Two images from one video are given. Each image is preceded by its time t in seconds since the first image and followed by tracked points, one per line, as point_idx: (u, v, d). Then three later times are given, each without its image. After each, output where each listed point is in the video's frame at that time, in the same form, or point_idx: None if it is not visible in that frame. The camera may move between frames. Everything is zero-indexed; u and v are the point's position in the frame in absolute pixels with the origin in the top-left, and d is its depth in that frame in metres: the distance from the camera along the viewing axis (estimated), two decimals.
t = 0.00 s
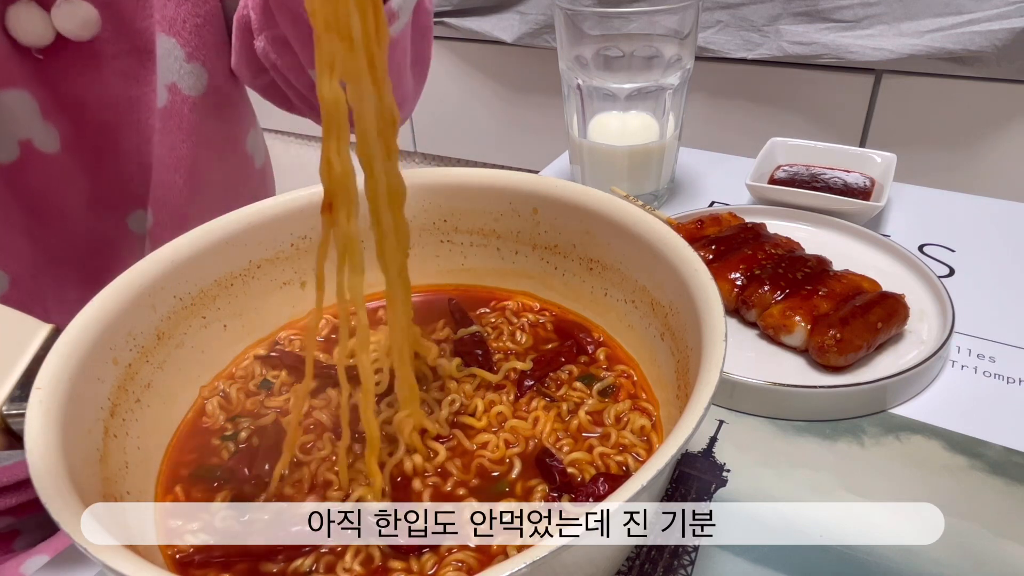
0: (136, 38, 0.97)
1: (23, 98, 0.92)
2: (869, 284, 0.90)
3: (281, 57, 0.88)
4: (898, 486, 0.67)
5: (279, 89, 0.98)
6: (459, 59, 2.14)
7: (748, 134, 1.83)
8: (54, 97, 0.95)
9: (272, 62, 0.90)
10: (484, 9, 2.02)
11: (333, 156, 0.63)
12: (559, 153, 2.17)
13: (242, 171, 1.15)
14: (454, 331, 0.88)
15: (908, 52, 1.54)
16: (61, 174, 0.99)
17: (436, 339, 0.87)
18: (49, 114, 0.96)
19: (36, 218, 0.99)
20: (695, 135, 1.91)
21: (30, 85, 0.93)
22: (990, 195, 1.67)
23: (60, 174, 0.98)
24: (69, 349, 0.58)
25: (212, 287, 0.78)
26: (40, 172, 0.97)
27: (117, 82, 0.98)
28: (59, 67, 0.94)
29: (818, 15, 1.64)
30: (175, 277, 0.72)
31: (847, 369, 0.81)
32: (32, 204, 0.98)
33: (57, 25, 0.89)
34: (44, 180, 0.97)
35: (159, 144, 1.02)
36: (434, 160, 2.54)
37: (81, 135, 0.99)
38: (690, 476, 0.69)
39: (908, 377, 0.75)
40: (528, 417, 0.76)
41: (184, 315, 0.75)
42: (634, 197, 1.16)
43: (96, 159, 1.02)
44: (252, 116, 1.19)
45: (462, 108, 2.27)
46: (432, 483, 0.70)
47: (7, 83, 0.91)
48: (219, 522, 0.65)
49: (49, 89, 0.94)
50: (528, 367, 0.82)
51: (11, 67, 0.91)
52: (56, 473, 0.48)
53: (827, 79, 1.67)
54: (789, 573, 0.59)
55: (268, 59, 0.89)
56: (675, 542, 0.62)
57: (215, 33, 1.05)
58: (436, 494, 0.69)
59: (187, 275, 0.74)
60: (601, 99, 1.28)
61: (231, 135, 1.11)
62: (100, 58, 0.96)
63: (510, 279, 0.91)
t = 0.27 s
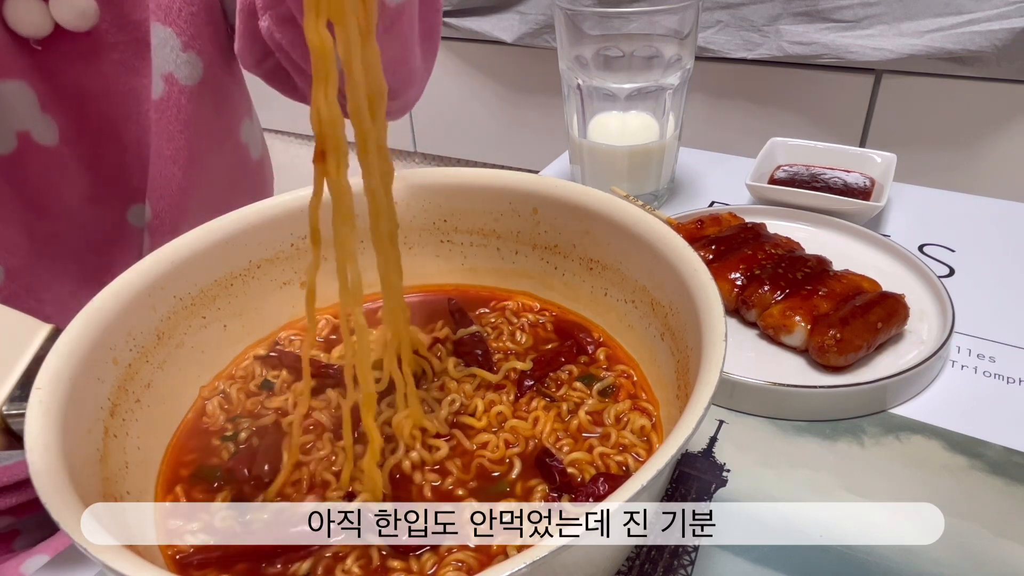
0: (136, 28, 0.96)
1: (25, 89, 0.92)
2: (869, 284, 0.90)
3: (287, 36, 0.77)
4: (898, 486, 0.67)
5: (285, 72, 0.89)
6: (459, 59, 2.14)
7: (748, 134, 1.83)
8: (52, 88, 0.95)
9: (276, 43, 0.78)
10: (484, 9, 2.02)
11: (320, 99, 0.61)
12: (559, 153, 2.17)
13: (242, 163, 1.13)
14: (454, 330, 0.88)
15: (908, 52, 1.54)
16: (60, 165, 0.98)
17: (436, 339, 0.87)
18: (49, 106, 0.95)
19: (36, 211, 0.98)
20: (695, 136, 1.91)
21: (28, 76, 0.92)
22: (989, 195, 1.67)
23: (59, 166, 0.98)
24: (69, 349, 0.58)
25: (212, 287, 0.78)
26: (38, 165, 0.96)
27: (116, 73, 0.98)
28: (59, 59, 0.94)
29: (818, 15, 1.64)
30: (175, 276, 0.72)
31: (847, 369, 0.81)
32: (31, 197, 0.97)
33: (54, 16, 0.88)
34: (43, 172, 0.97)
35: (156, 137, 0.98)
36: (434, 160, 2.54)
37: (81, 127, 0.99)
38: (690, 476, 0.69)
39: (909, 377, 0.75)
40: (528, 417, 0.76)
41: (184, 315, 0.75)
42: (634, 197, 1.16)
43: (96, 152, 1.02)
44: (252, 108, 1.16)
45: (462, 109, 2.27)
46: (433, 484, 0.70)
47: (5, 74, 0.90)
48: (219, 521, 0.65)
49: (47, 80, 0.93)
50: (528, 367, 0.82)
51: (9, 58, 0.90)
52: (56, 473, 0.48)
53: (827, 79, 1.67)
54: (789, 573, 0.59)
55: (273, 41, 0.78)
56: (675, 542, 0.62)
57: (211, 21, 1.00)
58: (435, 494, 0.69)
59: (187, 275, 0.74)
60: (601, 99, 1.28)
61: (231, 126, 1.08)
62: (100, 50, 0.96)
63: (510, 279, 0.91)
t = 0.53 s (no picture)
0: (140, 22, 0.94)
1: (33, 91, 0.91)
2: (869, 284, 0.90)
3: (295, 23, 0.78)
4: (898, 486, 0.67)
5: (294, 60, 0.88)
6: (459, 59, 2.14)
7: (748, 134, 1.83)
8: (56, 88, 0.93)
9: (284, 30, 0.79)
10: (484, 9, 2.02)
11: (315, 51, 0.62)
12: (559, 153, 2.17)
13: (240, 158, 1.12)
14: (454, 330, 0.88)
15: (908, 52, 1.54)
16: (60, 164, 0.96)
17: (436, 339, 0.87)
18: (50, 105, 0.93)
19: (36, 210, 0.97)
20: (695, 135, 1.91)
21: (29, 75, 0.90)
22: (989, 195, 1.67)
23: (60, 164, 0.96)
24: (69, 349, 0.58)
25: (212, 287, 0.78)
26: (39, 163, 0.95)
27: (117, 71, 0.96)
28: (59, 57, 0.92)
29: (818, 15, 1.64)
30: (175, 276, 0.72)
31: (847, 369, 0.81)
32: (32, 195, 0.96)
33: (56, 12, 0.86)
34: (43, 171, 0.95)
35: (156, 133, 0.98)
36: (434, 160, 2.54)
37: (81, 126, 0.97)
38: (690, 476, 0.69)
39: (909, 377, 0.75)
40: (528, 417, 0.76)
41: (184, 315, 0.75)
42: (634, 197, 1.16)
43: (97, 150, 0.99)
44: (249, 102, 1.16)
45: (462, 109, 2.27)
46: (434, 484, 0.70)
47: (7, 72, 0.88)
48: (219, 521, 0.65)
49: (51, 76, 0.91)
50: (529, 367, 0.82)
51: (9, 55, 0.88)
52: (56, 473, 0.48)
53: (827, 79, 1.67)
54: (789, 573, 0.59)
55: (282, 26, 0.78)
56: (675, 542, 0.62)
57: (204, 14, 1.01)
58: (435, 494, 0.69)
59: (187, 275, 0.74)
60: (601, 99, 1.28)
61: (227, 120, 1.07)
62: (100, 47, 0.93)
63: (510, 279, 0.91)
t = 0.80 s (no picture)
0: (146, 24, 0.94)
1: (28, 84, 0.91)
2: (869, 283, 0.90)
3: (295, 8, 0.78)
4: (898, 485, 0.67)
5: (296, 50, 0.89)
6: (459, 59, 2.14)
7: (748, 134, 1.83)
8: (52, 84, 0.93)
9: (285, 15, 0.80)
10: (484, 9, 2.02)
11: None
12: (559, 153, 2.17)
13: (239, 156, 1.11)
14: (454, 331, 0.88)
15: (907, 52, 1.54)
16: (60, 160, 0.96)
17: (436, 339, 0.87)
18: (49, 100, 0.94)
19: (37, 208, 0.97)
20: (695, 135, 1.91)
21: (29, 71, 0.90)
22: (989, 195, 1.67)
23: (60, 160, 0.96)
24: (70, 349, 0.58)
25: (212, 287, 0.78)
26: (39, 160, 0.94)
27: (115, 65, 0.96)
28: (60, 53, 0.92)
29: (818, 15, 1.64)
30: (175, 276, 0.72)
31: (847, 369, 0.81)
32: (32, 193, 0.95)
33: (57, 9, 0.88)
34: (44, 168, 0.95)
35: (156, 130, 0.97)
36: (434, 160, 2.54)
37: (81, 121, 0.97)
38: (690, 476, 0.69)
39: (909, 377, 0.75)
40: (528, 417, 0.76)
41: (184, 315, 0.75)
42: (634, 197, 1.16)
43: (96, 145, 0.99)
44: (248, 99, 1.15)
45: (462, 109, 2.27)
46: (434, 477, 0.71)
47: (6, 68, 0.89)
48: (220, 522, 0.65)
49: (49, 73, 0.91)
50: (529, 367, 0.82)
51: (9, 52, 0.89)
52: (56, 474, 0.48)
53: (827, 79, 1.67)
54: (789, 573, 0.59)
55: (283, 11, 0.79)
56: (675, 542, 0.62)
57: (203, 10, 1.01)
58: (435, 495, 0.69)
59: (187, 275, 0.74)
60: (601, 99, 1.28)
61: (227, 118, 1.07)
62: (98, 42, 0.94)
63: (511, 279, 0.91)
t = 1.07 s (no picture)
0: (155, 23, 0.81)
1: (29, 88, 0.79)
2: (869, 284, 0.90)
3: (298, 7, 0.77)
4: (898, 485, 0.67)
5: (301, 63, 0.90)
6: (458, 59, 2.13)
7: (748, 135, 1.83)
8: (53, 88, 0.80)
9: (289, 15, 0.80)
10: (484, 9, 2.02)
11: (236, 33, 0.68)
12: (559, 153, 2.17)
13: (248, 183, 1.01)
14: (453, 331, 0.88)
15: (908, 52, 1.56)
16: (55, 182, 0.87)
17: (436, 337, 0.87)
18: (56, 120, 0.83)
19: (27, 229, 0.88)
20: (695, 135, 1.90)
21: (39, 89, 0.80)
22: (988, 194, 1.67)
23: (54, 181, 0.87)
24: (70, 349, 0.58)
25: (212, 287, 0.78)
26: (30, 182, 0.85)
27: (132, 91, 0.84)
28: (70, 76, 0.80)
29: (818, 15, 1.64)
30: (175, 277, 0.72)
31: (847, 369, 0.81)
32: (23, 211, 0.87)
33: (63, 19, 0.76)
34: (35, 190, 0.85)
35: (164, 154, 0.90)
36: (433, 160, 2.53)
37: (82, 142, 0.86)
38: (690, 476, 0.69)
39: (909, 377, 0.75)
40: (528, 417, 0.76)
41: (184, 315, 0.75)
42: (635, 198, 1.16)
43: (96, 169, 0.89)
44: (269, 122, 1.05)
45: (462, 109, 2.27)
46: (433, 482, 0.71)
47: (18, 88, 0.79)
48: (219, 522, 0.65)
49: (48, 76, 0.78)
50: (528, 367, 0.82)
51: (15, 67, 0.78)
52: (57, 474, 0.48)
53: (828, 79, 1.67)
54: (788, 573, 0.59)
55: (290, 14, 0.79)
56: (675, 542, 0.62)
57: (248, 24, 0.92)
58: (435, 496, 0.69)
59: (187, 275, 0.74)
60: (601, 99, 1.26)
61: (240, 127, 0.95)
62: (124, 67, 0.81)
63: (511, 279, 0.91)
